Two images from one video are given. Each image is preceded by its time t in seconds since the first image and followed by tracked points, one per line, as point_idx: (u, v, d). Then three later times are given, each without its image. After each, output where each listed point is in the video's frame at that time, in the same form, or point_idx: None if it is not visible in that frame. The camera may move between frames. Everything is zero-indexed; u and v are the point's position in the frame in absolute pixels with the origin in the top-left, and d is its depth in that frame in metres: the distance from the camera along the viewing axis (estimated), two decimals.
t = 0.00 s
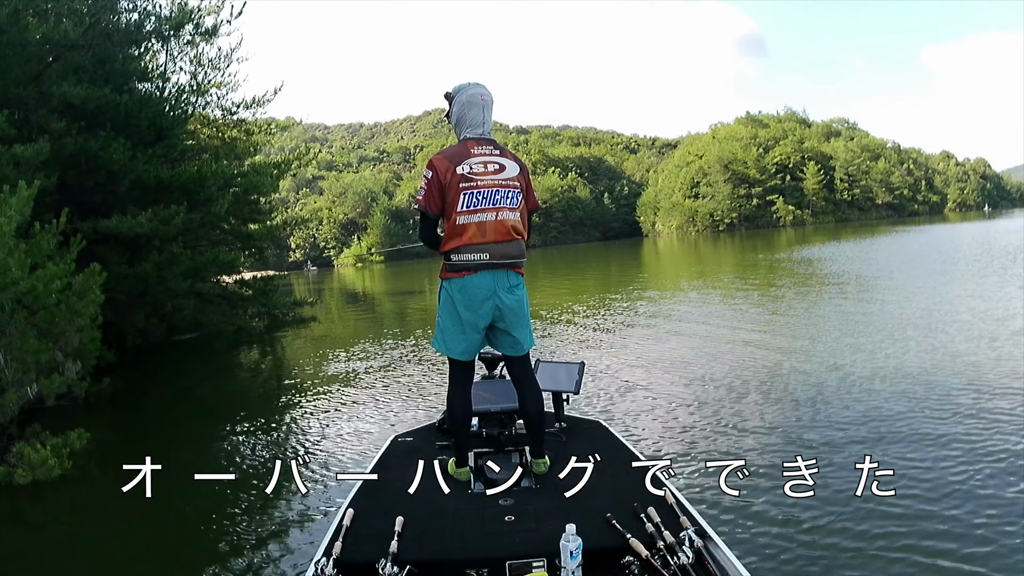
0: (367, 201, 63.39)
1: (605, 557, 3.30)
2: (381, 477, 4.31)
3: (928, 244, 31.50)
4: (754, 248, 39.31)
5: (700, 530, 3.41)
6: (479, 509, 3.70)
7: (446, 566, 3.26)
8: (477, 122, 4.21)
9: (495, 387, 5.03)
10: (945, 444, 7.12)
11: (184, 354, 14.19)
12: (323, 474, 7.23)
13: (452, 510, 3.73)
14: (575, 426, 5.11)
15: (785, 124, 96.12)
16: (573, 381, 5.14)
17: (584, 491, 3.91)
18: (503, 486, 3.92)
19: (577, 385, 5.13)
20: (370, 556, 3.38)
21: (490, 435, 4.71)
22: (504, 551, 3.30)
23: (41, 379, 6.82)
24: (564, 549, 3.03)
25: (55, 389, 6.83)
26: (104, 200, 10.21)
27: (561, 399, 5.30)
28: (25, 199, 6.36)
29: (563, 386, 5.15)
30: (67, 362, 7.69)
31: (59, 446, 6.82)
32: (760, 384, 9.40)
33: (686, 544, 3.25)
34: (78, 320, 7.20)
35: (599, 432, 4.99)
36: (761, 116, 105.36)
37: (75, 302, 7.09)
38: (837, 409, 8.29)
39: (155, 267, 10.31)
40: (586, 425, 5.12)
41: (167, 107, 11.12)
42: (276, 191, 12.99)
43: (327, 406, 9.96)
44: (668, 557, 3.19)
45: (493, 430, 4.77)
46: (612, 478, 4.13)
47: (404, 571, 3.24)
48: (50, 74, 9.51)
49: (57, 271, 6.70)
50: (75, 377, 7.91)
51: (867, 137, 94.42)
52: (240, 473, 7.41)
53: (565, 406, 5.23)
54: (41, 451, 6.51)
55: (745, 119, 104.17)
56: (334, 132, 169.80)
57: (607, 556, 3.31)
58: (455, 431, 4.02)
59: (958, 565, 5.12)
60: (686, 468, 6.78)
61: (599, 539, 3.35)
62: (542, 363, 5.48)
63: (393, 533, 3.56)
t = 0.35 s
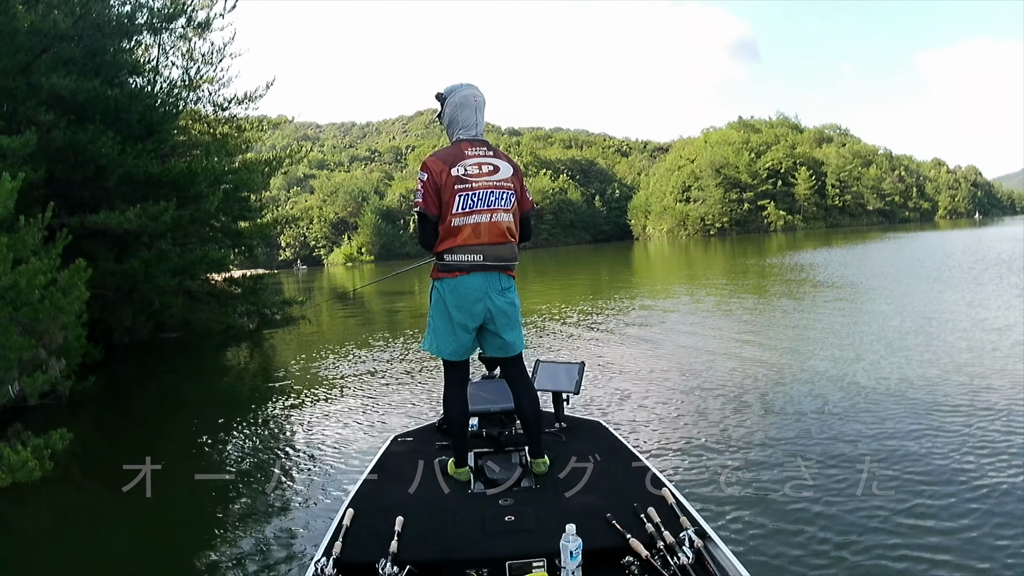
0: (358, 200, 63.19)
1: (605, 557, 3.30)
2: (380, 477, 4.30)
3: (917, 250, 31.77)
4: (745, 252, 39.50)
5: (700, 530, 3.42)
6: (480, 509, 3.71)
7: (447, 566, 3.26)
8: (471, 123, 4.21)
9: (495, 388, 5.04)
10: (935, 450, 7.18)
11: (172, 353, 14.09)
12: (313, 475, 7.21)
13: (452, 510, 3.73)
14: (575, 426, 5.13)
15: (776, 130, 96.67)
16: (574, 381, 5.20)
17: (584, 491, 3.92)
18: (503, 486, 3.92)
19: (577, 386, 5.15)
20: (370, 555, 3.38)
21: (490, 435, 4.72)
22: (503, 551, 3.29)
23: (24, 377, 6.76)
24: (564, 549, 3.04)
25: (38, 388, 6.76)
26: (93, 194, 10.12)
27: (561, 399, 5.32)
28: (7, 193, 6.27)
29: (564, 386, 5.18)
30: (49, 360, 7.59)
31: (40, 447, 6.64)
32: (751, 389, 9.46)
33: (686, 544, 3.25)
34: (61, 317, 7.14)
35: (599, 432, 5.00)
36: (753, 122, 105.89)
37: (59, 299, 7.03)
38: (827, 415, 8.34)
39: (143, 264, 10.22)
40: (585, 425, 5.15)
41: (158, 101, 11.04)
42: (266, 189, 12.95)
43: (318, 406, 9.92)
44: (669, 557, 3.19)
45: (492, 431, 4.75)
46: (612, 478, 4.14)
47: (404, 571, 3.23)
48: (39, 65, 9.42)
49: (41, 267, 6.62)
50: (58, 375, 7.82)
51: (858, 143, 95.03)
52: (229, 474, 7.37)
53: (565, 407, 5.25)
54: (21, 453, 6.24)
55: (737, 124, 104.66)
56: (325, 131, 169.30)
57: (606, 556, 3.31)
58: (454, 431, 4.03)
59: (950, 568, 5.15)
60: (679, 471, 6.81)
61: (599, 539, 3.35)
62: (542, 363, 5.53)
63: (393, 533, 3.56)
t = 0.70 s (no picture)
0: (349, 200, 62.97)
1: (605, 557, 3.29)
2: (379, 477, 4.28)
3: (906, 258, 32.03)
4: (735, 258, 39.69)
5: (700, 530, 3.41)
6: (480, 509, 3.70)
7: (447, 566, 3.25)
8: (460, 126, 4.21)
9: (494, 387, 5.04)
10: (922, 458, 7.26)
11: (159, 351, 13.96)
12: (299, 476, 7.16)
13: (453, 510, 3.73)
14: (575, 426, 5.15)
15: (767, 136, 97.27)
16: (574, 381, 5.23)
17: (586, 491, 3.92)
18: (504, 486, 3.92)
19: (576, 386, 5.18)
20: (370, 555, 3.36)
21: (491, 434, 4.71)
22: (503, 551, 3.28)
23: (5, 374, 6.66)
24: (565, 549, 3.03)
25: (19, 385, 6.66)
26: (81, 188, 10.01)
27: (561, 399, 5.34)
28: None
29: (563, 386, 5.20)
30: (32, 356, 7.49)
31: (20, 447, 6.19)
32: (741, 395, 9.51)
33: (686, 544, 3.23)
34: (45, 313, 7.06)
35: (599, 433, 5.00)
36: (744, 127, 106.46)
37: (42, 295, 6.94)
38: (817, 422, 8.39)
39: (130, 260, 10.12)
40: (586, 425, 5.16)
41: (148, 95, 10.96)
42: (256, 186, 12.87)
43: (307, 407, 9.87)
44: (668, 557, 3.17)
45: (493, 430, 4.69)
46: (613, 477, 4.14)
47: (404, 571, 3.21)
48: (28, 55, 9.31)
49: (23, 262, 6.51)
50: (41, 372, 7.71)
51: (849, 151, 95.75)
52: (213, 474, 7.31)
53: (565, 406, 5.26)
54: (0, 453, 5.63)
55: (728, 129, 105.18)
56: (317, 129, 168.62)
57: (606, 556, 3.30)
58: (452, 432, 4.05)
59: None
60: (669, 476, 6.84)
61: (598, 539, 3.34)
62: (541, 363, 5.56)
63: (393, 532, 3.54)
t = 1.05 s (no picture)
0: (341, 196, 62.80)
1: (605, 557, 3.29)
2: (379, 477, 4.28)
3: (895, 269, 32.26)
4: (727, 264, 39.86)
5: (700, 531, 3.42)
6: (480, 509, 3.70)
7: (447, 566, 3.24)
8: (459, 125, 4.22)
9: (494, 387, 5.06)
10: (911, 464, 7.33)
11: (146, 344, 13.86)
12: (286, 473, 7.10)
13: (453, 510, 3.72)
14: (575, 426, 5.17)
15: (761, 144, 97.80)
16: (574, 380, 5.26)
17: (587, 491, 3.93)
18: (504, 486, 3.92)
19: (577, 385, 5.22)
20: (370, 554, 3.35)
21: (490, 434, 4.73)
22: (503, 551, 3.28)
23: None
24: (564, 549, 3.03)
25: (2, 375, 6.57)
26: (71, 175, 9.91)
27: (561, 399, 5.36)
28: None
29: (564, 386, 5.23)
30: (17, 346, 7.41)
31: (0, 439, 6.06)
32: (731, 401, 9.57)
33: (686, 544, 3.24)
34: (31, 301, 7.01)
35: (599, 432, 5.02)
36: (738, 134, 106.95)
37: (27, 284, 6.89)
38: (807, 428, 8.44)
39: (119, 250, 10.01)
40: (585, 424, 5.19)
41: (142, 82, 10.89)
42: (249, 178, 12.81)
43: (296, 404, 9.80)
44: (669, 557, 3.17)
45: (493, 430, 4.72)
46: (614, 477, 4.15)
47: (403, 570, 3.20)
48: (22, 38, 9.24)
49: (9, 248, 6.45)
50: (24, 362, 7.62)
51: (841, 161, 96.39)
52: (199, 470, 7.23)
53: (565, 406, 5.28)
54: None
55: (722, 136, 105.67)
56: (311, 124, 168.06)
57: (606, 556, 3.30)
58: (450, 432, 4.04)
59: None
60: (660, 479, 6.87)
61: (599, 539, 3.34)
62: (541, 363, 5.58)
63: (393, 532, 3.54)
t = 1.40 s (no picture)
0: (333, 190, 62.62)
1: (605, 555, 3.30)
2: (379, 473, 4.29)
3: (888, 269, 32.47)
4: (720, 262, 39.98)
5: (700, 530, 3.43)
6: (480, 506, 3.71)
7: (447, 562, 3.25)
8: (456, 121, 4.21)
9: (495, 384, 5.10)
10: (903, 463, 7.39)
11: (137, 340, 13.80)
12: (277, 471, 7.08)
13: (453, 507, 3.74)
14: (575, 423, 5.20)
15: (755, 141, 98.06)
16: (574, 376, 5.31)
17: (587, 489, 3.94)
18: (504, 482, 3.94)
19: (577, 381, 5.27)
20: (370, 550, 3.36)
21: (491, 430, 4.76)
22: (503, 548, 3.29)
23: None
24: (565, 546, 3.04)
25: None
26: (61, 167, 9.83)
27: (561, 396, 5.40)
28: None
29: (564, 382, 5.27)
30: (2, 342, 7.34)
31: None
32: (725, 399, 9.62)
33: (686, 543, 3.25)
34: (14, 297, 6.99)
35: (599, 430, 5.02)
36: (733, 132, 107.11)
37: (14, 279, 6.84)
38: (800, 427, 8.49)
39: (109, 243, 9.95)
40: (586, 422, 5.22)
41: (133, 73, 10.81)
42: (242, 172, 12.76)
43: (287, 401, 9.78)
44: (668, 555, 3.18)
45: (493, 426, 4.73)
46: (613, 475, 4.16)
47: (404, 566, 3.21)
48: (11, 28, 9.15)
49: None
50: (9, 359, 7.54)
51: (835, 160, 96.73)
52: (188, 468, 7.19)
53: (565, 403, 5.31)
54: None
55: (716, 133, 105.85)
56: (304, 118, 167.28)
57: (606, 554, 3.31)
58: (450, 429, 4.05)
59: None
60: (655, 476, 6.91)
61: (599, 537, 3.35)
62: (541, 360, 5.61)
63: (393, 528, 3.54)
